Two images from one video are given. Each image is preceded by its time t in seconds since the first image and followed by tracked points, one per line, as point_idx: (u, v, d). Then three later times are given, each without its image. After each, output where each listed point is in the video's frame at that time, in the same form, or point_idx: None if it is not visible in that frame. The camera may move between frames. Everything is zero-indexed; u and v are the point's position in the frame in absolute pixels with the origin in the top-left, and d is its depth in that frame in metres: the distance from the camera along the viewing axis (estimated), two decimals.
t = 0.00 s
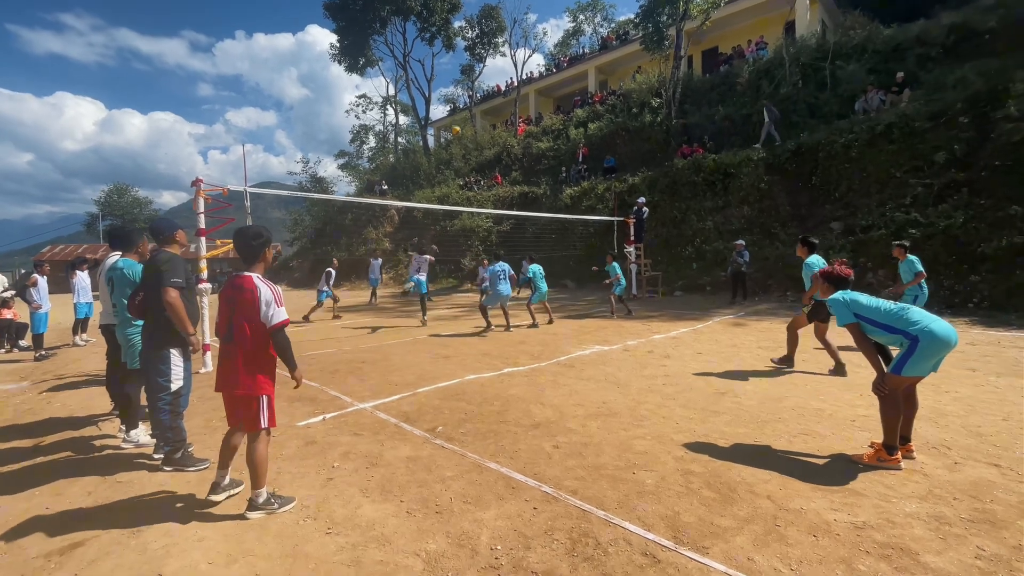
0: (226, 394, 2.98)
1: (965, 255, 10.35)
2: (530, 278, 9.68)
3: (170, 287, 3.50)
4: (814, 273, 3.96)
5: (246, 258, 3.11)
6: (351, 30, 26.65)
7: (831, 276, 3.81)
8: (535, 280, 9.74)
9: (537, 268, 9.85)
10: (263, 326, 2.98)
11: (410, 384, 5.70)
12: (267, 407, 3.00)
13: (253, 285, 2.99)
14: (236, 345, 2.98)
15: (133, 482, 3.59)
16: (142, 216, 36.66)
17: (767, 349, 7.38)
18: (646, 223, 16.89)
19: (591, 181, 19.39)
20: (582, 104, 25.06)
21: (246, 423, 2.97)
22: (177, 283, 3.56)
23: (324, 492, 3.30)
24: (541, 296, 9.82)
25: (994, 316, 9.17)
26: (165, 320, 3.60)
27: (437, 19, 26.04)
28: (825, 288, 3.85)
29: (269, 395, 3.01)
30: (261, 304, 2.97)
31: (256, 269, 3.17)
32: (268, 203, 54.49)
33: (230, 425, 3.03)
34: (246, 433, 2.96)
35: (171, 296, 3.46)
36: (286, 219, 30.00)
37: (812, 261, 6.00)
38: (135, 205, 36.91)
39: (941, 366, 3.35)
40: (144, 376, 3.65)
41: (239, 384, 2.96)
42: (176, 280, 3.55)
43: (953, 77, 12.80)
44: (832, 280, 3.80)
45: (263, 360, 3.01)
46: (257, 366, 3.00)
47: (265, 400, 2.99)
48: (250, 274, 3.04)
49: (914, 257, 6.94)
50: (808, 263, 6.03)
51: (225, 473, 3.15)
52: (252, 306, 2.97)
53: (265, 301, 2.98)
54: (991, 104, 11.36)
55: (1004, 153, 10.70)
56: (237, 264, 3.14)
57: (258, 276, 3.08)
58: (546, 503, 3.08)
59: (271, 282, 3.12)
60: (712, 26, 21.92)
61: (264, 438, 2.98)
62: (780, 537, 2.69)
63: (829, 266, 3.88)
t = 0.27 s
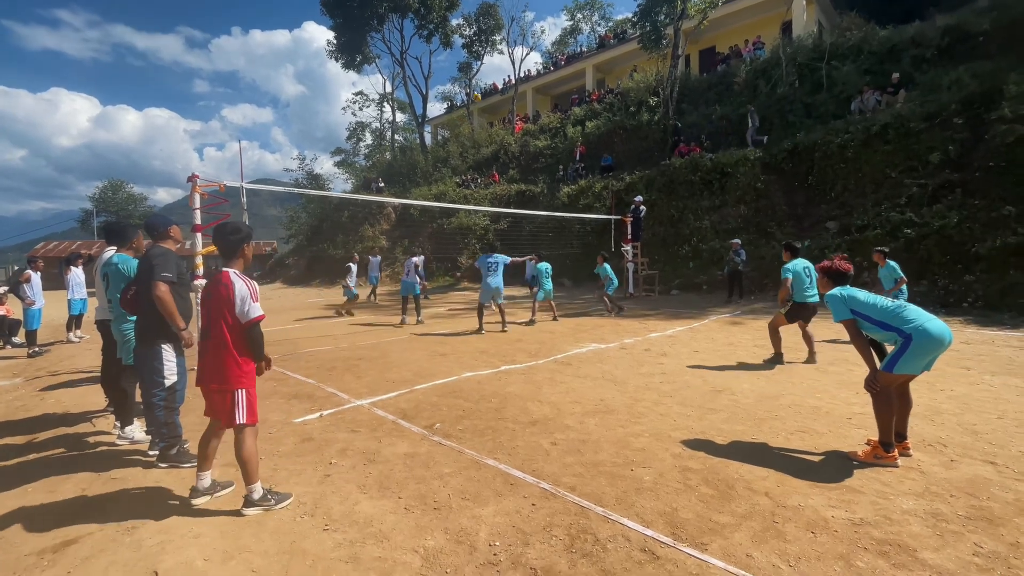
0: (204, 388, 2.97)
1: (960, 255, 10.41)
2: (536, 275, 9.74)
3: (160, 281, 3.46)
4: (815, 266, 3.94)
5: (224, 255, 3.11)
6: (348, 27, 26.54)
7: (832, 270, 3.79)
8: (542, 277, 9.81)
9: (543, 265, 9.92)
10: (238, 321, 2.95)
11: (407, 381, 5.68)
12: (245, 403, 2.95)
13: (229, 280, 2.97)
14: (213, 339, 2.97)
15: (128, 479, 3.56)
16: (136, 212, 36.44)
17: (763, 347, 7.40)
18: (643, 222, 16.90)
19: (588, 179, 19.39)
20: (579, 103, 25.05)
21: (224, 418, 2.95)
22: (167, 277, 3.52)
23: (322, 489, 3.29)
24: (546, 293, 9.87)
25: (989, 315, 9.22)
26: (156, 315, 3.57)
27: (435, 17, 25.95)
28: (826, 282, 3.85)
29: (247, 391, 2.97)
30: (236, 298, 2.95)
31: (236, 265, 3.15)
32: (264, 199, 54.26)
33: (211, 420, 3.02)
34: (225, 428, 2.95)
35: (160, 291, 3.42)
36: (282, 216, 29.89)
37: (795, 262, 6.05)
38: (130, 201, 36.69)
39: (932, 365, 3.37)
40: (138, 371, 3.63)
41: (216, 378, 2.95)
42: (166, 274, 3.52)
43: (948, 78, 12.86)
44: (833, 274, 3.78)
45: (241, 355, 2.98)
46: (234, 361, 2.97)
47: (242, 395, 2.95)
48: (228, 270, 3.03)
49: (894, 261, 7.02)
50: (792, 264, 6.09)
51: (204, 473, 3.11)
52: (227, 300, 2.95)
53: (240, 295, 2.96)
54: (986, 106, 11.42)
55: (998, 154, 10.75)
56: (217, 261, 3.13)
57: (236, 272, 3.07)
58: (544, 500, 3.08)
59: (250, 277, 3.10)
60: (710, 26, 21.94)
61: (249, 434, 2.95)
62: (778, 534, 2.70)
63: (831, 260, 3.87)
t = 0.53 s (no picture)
0: (184, 386, 2.96)
1: (953, 256, 10.48)
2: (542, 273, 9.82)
3: (148, 281, 3.43)
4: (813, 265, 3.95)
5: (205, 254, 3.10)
6: (345, 24, 26.42)
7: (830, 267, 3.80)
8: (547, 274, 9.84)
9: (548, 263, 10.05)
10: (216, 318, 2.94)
11: (403, 381, 5.67)
12: (224, 400, 2.94)
13: (208, 278, 2.95)
14: (192, 337, 2.95)
15: (122, 479, 3.54)
16: (130, 210, 36.21)
17: (759, 347, 7.42)
18: (640, 222, 16.92)
19: (585, 179, 19.40)
20: (576, 103, 25.04)
21: (203, 416, 2.93)
22: (154, 276, 3.47)
23: (318, 489, 3.27)
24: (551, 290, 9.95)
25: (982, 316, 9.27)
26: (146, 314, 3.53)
27: (431, 15, 25.86)
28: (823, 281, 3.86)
29: (226, 388, 2.95)
30: (216, 297, 2.94)
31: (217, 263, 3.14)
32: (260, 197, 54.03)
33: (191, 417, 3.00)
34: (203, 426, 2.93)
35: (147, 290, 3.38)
36: (277, 214, 29.76)
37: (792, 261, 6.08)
38: (124, 198, 36.46)
39: (922, 368, 3.38)
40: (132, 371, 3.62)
41: (196, 376, 2.93)
42: (153, 273, 3.48)
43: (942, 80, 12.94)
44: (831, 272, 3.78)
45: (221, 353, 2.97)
46: (213, 359, 2.95)
47: (220, 392, 2.93)
48: (209, 267, 3.01)
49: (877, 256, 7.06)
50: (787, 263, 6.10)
51: (197, 473, 3.09)
52: (207, 298, 2.93)
53: (219, 293, 2.94)
54: (980, 107, 11.50)
55: (992, 156, 10.81)
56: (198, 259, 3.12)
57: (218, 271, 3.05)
58: (541, 501, 3.07)
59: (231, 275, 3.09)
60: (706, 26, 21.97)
61: (232, 434, 2.93)
62: (775, 534, 2.70)
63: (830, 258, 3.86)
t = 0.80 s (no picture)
0: (170, 385, 2.93)
1: (944, 257, 10.58)
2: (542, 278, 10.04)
3: (136, 282, 3.37)
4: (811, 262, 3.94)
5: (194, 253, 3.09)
6: (339, 21, 26.28)
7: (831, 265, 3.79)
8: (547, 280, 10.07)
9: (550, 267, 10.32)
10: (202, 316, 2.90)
11: (397, 381, 5.64)
12: (207, 400, 2.89)
13: (196, 276, 2.91)
14: (178, 335, 2.93)
15: (113, 480, 3.50)
16: (120, 207, 35.85)
17: (752, 347, 7.46)
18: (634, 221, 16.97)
19: (580, 178, 19.42)
20: (571, 102, 25.05)
21: (186, 415, 2.90)
22: (143, 276, 3.42)
23: (311, 490, 3.25)
24: (552, 292, 10.22)
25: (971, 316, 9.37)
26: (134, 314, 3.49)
27: (426, 13, 25.77)
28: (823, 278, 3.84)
29: (211, 387, 2.91)
30: (203, 295, 2.90)
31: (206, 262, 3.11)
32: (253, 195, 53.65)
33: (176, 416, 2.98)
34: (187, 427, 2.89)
35: (135, 290, 3.34)
36: (270, 212, 29.58)
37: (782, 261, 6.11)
38: (114, 195, 36.10)
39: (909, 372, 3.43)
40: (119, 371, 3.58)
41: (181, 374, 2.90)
42: (142, 274, 3.42)
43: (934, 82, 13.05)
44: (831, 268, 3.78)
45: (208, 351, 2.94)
46: (199, 358, 2.91)
47: (204, 391, 2.89)
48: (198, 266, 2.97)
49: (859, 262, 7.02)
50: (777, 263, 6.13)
51: (187, 474, 3.05)
52: (193, 297, 2.90)
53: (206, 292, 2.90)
54: (971, 110, 11.61)
55: (982, 157, 10.91)
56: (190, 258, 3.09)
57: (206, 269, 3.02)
58: (537, 501, 3.07)
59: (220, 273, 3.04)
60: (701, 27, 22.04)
61: (212, 435, 2.89)
62: (770, 534, 2.71)
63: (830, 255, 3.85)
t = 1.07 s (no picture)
0: (161, 385, 2.93)
1: (930, 258, 10.73)
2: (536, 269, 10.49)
3: (121, 283, 3.34)
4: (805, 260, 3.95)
5: (182, 253, 3.05)
6: (330, 18, 26.12)
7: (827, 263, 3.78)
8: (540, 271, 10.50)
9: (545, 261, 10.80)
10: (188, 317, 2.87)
11: (390, 381, 5.63)
12: (195, 401, 2.87)
13: (181, 277, 2.88)
14: (166, 335, 2.92)
15: (102, 483, 3.47)
16: (108, 204, 35.42)
17: (743, 346, 7.53)
18: (626, 221, 17.04)
19: (572, 178, 19.47)
20: (563, 101, 25.07)
21: (175, 415, 2.88)
22: (128, 277, 3.39)
23: (304, 491, 3.24)
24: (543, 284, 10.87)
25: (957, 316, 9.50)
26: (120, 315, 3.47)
27: (418, 10, 25.67)
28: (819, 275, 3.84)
29: (199, 388, 2.89)
30: (186, 295, 2.85)
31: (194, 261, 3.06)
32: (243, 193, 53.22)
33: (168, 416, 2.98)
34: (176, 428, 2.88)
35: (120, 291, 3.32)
36: (260, 210, 29.35)
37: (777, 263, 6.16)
38: (101, 192, 35.65)
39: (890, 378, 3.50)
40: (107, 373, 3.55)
41: (170, 375, 2.89)
42: (127, 274, 3.38)
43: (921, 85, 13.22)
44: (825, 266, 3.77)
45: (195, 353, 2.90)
46: (185, 359, 2.88)
47: (192, 392, 2.86)
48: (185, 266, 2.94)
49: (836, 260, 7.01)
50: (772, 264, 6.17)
51: (178, 475, 3.04)
52: (179, 297, 2.87)
53: (192, 292, 2.86)
54: (957, 113, 11.76)
55: (968, 160, 11.05)
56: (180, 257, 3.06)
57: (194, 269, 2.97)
58: (531, 501, 3.08)
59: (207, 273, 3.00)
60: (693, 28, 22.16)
61: (200, 436, 2.87)
62: (761, 532, 2.75)
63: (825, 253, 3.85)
